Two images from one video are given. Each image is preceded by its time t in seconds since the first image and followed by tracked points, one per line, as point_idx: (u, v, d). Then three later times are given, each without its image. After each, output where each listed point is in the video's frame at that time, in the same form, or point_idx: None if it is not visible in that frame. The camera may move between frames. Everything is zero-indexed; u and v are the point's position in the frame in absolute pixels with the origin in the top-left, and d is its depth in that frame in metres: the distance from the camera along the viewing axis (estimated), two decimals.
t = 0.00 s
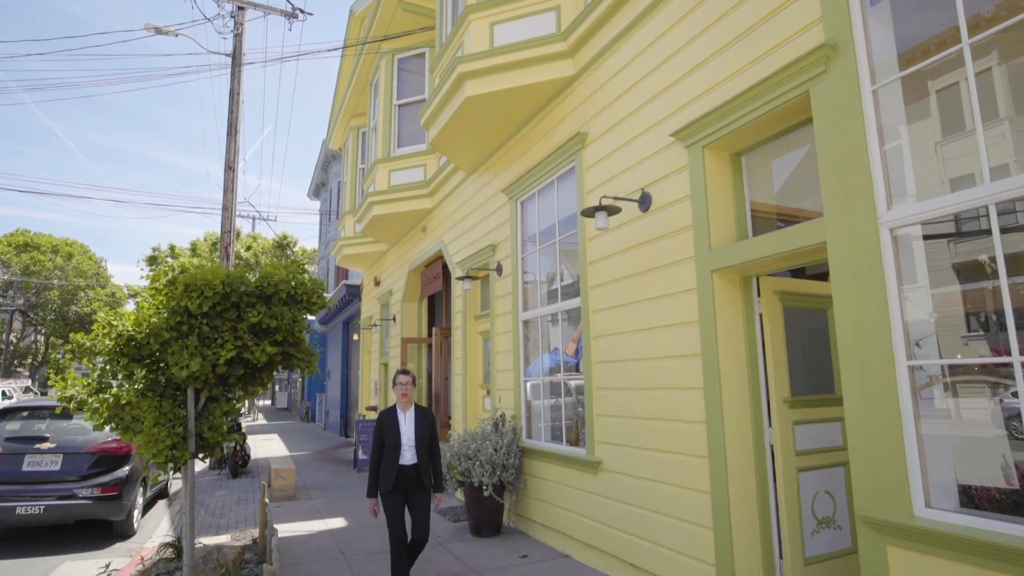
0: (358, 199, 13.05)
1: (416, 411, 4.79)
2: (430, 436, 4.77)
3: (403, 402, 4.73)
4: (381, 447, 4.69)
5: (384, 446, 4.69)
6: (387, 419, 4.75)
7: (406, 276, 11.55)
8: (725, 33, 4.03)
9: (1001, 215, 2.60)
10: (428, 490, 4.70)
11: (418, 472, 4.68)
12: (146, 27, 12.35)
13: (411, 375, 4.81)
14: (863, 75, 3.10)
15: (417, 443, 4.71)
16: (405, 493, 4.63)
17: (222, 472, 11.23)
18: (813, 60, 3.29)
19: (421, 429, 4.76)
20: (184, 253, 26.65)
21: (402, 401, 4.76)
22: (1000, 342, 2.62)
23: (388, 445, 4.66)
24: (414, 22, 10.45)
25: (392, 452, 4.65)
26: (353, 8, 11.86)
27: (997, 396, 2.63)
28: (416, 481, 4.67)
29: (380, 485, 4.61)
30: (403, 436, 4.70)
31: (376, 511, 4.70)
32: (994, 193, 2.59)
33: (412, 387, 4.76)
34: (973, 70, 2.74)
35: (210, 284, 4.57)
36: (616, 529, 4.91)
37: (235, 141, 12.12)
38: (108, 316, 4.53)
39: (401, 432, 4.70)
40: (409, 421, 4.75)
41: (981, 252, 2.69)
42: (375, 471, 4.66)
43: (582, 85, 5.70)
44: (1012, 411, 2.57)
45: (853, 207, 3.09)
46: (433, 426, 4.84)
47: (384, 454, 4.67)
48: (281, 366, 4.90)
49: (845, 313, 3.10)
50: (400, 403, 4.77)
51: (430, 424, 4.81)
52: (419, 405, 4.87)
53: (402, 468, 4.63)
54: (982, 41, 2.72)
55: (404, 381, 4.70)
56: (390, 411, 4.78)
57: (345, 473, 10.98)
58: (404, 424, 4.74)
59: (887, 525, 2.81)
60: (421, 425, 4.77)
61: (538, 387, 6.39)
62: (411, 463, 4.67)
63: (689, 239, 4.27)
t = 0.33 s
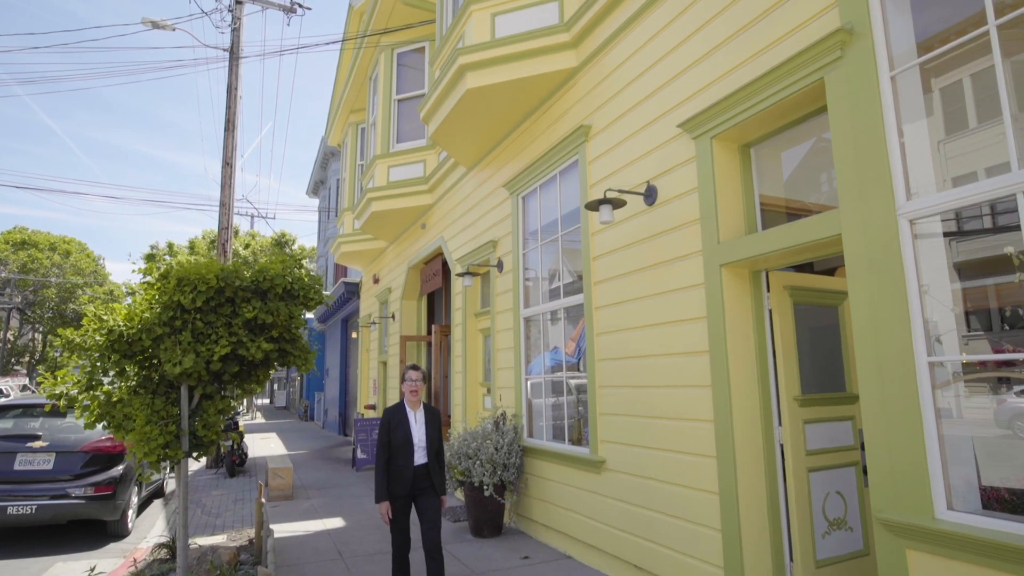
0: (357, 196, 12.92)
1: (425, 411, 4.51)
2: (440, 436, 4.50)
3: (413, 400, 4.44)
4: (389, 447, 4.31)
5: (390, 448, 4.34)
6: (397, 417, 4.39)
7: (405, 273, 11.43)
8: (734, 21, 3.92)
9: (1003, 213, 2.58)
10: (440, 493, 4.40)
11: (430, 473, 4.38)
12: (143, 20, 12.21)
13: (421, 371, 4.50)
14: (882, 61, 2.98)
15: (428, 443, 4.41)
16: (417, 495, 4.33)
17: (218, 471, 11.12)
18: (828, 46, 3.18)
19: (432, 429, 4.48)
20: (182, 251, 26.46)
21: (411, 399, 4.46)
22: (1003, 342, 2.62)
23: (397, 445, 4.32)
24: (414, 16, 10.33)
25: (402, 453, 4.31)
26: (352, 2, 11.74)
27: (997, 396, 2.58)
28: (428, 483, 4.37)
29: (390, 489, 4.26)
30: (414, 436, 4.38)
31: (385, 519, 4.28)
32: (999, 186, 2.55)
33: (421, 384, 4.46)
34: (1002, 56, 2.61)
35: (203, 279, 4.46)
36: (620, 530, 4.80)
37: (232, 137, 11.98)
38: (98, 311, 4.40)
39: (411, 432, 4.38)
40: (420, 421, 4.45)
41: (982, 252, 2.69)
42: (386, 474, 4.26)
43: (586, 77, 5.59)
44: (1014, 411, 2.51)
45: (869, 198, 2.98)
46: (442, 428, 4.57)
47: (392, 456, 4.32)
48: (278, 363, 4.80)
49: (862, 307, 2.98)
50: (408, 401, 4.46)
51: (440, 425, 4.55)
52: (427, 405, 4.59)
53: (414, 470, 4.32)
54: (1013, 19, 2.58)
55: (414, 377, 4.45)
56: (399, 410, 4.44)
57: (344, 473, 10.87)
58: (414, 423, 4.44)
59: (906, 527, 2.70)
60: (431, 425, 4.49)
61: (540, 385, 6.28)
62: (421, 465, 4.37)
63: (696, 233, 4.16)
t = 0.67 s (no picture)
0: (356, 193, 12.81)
1: (445, 411, 4.18)
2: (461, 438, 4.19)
3: (433, 399, 4.11)
4: (408, 450, 3.97)
5: (407, 450, 4.00)
6: (416, 419, 4.07)
7: (404, 271, 11.33)
8: (746, 9, 3.83)
9: (1004, 213, 2.59)
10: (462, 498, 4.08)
11: (451, 478, 4.04)
12: (140, 16, 12.09)
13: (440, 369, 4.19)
14: (902, 48, 2.88)
15: (449, 446, 4.08)
16: (437, 501, 4.00)
17: (216, 470, 11.01)
18: (845, 32, 3.08)
19: (453, 431, 4.15)
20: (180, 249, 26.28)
21: (429, 399, 4.11)
22: (1001, 342, 2.58)
23: (416, 448, 3.99)
24: (414, 11, 10.21)
25: (422, 457, 3.98)
26: None
27: (996, 396, 2.54)
28: (449, 489, 4.04)
29: (410, 495, 3.93)
30: (434, 437, 4.05)
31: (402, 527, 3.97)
32: (1002, 183, 2.53)
33: (441, 382, 4.13)
34: None
35: (200, 274, 4.37)
36: (625, 531, 4.70)
37: (231, 133, 11.86)
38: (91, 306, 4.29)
39: (431, 433, 4.05)
40: (440, 422, 4.13)
41: (982, 252, 2.67)
42: (403, 481, 3.93)
43: (590, 70, 5.49)
44: (1014, 412, 2.48)
45: (888, 189, 2.88)
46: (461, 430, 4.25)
47: (410, 460, 3.99)
48: (276, 360, 4.70)
49: (880, 302, 2.88)
50: (427, 400, 4.12)
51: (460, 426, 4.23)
52: (446, 404, 4.26)
53: (434, 475, 3.98)
54: None
55: (433, 374, 4.11)
56: (417, 410, 4.11)
57: (342, 472, 10.76)
58: (433, 424, 4.11)
59: (928, 530, 2.60)
60: (452, 426, 4.16)
61: (542, 383, 6.19)
62: (442, 469, 4.03)
63: (704, 227, 4.06)
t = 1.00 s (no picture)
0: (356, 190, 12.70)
1: (463, 409, 3.76)
2: (481, 438, 3.73)
3: (448, 396, 3.70)
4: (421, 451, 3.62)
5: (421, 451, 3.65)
6: (431, 417, 3.68)
7: (404, 268, 11.25)
8: None
9: (1004, 211, 2.58)
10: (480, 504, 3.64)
11: (468, 483, 3.63)
12: (137, 10, 11.96)
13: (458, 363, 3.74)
14: (922, 36, 2.79)
15: (466, 447, 3.66)
16: (453, 508, 3.60)
17: (214, 469, 10.90)
18: (862, 20, 3.00)
19: (471, 430, 3.72)
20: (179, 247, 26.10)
21: (446, 395, 3.71)
22: (1014, 338, 2.54)
23: (430, 449, 3.62)
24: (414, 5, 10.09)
25: (435, 458, 3.60)
26: None
27: (999, 395, 2.52)
28: (466, 493, 3.63)
29: (423, 500, 3.57)
30: (449, 437, 3.65)
31: (417, 531, 3.64)
32: (1005, 180, 2.52)
33: (458, 377, 3.69)
34: None
35: (198, 269, 4.28)
36: (631, 532, 4.62)
37: (229, 130, 11.74)
38: (86, 302, 4.20)
39: (446, 433, 3.66)
40: (456, 420, 3.70)
41: (999, 248, 2.63)
42: (416, 484, 3.59)
43: (595, 63, 5.41)
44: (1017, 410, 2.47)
45: (907, 182, 2.80)
46: (482, 429, 3.80)
47: (423, 461, 3.62)
48: (275, 358, 4.61)
49: (901, 296, 2.80)
50: (443, 398, 3.73)
51: (481, 425, 3.78)
52: (466, 401, 3.82)
53: (449, 478, 3.58)
54: None
55: (448, 369, 3.67)
56: (433, 407, 3.72)
57: (341, 470, 10.66)
58: (449, 423, 3.70)
59: (951, 532, 2.52)
60: (470, 425, 3.72)
61: (544, 381, 6.10)
62: (459, 472, 3.63)
63: (714, 221, 3.98)
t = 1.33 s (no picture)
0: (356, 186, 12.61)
1: (472, 412, 3.56)
2: (491, 443, 3.51)
3: (456, 399, 3.52)
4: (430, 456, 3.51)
5: (430, 456, 3.54)
6: (438, 421, 3.55)
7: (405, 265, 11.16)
8: None
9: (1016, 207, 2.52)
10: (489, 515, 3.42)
11: (476, 491, 3.43)
12: (136, 5, 11.84)
13: (469, 364, 3.55)
14: (944, 23, 2.71)
15: (474, 453, 3.46)
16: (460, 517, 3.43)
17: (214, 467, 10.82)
18: (881, 7, 2.92)
19: (479, 435, 3.51)
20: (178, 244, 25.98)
21: (456, 398, 3.52)
22: None
23: (437, 454, 3.49)
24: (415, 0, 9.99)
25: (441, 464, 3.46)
26: None
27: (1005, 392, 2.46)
28: (474, 503, 3.43)
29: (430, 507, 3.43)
30: (455, 442, 3.49)
31: (430, 540, 3.52)
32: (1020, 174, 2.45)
33: (468, 379, 3.50)
34: None
35: (197, 264, 4.19)
36: (638, 532, 4.54)
37: (229, 125, 11.64)
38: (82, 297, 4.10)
39: (453, 437, 3.50)
40: (464, 424, 3.53)
41: None
42: (424, 492, 3.48)
43: (601, 56, 5.32)
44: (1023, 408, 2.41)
45: (929, 173, 2.71)
46: (495, 433, 3.59)
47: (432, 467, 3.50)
48: (275, 355, 4.54)
49: (923, 289, 2.72)
50: (452, 400, 3.54)
51: (491, 428, 3.56)
52: (478, 402, 3.63)
53: (454, 486, 3.42)
54: None
55: (456, 371, 3.49)
56: (441, 410, 3.59)
57: (341, 469, 10.59)
58: (456, 426, 3.53)
59: (974, 535, 2.43)
60: (479, 429, 3.52)
61: (548, 379, 6.02)
62: (467, 479, 3.45)
63: (725, 215, 3.89)
